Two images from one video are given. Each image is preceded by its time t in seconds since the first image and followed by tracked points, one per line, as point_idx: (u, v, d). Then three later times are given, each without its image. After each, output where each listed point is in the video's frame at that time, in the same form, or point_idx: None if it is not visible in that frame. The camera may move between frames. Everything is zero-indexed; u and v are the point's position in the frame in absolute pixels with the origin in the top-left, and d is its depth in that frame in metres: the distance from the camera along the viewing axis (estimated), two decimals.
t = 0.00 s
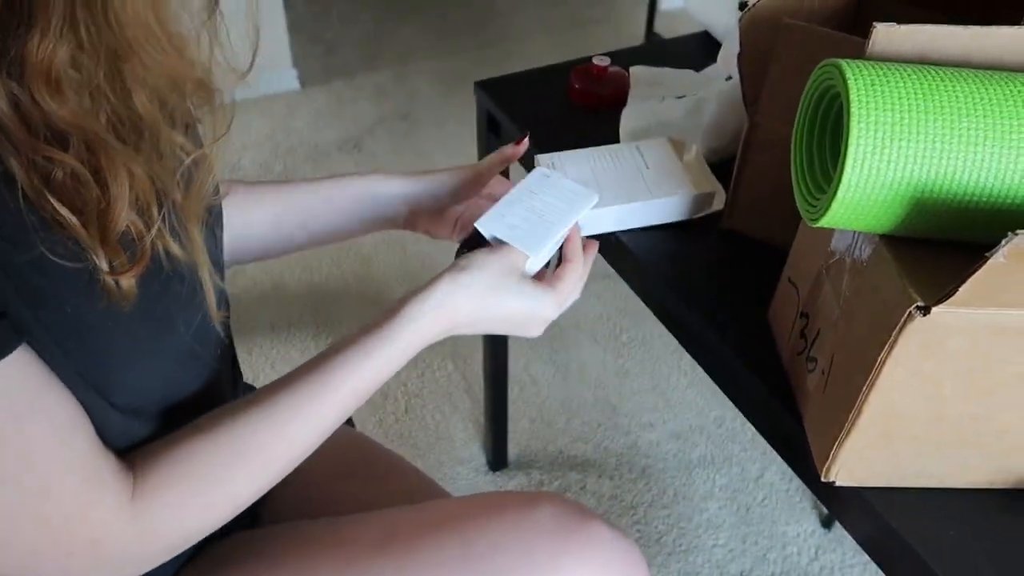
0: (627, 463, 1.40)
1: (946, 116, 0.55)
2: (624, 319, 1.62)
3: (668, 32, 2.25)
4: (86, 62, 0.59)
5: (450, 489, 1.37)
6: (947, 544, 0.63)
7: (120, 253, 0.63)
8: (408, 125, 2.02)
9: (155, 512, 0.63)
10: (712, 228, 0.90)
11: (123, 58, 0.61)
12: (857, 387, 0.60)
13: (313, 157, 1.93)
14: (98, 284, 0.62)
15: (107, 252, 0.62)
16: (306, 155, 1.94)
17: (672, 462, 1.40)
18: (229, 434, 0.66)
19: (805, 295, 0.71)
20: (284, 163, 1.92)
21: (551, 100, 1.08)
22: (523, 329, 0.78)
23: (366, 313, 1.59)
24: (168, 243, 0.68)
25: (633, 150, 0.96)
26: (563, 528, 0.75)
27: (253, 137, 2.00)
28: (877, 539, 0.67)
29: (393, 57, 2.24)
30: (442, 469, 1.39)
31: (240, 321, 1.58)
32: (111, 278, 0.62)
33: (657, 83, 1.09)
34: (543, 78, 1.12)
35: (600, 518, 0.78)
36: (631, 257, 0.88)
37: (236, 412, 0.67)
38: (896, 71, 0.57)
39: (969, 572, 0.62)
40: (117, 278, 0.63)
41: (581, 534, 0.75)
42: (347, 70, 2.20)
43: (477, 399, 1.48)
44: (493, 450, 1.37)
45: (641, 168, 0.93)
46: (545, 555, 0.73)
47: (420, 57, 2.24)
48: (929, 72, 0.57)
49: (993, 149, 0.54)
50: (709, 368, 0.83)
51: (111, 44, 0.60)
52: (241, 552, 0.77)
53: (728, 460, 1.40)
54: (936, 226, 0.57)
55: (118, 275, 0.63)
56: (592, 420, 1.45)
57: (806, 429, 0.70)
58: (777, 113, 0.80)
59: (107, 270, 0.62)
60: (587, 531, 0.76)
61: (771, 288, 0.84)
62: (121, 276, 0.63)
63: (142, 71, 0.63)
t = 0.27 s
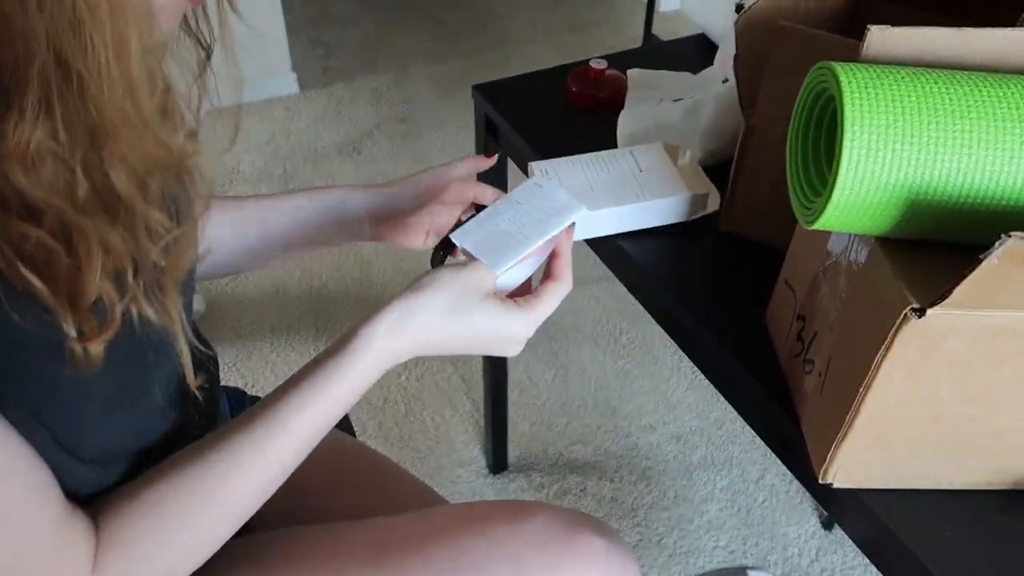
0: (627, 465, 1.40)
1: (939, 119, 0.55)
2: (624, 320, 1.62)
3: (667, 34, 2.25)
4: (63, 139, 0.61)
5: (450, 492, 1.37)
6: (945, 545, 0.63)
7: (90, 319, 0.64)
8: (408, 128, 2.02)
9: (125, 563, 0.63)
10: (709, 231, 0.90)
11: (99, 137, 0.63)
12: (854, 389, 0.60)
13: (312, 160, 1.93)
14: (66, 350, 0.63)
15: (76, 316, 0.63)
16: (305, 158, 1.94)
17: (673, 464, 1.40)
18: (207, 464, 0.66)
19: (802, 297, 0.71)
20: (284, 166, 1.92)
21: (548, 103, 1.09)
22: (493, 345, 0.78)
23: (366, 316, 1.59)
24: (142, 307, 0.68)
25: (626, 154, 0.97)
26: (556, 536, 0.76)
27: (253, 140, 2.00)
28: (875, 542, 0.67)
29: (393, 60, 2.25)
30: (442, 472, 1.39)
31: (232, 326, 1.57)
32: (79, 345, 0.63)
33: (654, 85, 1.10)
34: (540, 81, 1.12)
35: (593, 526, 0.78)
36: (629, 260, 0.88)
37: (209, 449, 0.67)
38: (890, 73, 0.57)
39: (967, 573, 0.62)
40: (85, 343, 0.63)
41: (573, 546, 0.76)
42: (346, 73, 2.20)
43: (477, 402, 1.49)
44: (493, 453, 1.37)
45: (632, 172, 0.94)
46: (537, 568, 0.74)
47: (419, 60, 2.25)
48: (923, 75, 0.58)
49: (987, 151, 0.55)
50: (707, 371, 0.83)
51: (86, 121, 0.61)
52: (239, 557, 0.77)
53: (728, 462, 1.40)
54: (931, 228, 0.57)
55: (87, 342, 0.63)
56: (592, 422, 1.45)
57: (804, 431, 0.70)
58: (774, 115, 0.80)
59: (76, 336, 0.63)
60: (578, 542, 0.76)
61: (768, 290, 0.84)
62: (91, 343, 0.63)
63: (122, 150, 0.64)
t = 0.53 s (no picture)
0: (628, 467, 1.39)
1: (939, 117, 0.55)
2: (624, 321, 1.62)
3: (665, 35, 2.26)
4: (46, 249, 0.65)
5: (451, 494, 1.37)
6: (947, 544, 0.63)
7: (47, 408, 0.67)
8: (407, 130, 2.02)
9: None
10: (709, 231, 0.90)
11: (78, 255, 0.66)
12: (855, 389, 0.60)
13: (312, 163, 1.93)
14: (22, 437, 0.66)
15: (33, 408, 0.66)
16: (305, 160, 1.94)
17: (674, 465, 1.39)
18: (170, 490, 0.71)
19: (803, 296, 0.71)
20: (284, 168, 1.92)
21: (548, 104, 1.09)
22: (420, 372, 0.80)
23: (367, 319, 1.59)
24: (107, 393, 0.71)
25: (627, 155, 0.97)
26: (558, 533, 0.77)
27: (253, 143, 2.01)
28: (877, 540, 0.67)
29: (393, 63, 2.25)
30: (443, 473, 1.39)
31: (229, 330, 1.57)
32: (34, 432, 0.66)
33: (654, 86, 1.10)
34: (540, 82, 1.12)
35: (586, 528, 0.78)
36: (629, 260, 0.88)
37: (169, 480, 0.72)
38: (890, 72, 0.57)
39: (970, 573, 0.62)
40: (42, 431, 0.66)
41: (564, 553, 0.76)
42: (346, 75, 2.21)
43: (477, 404, 1.48)
44: (494, 454, 1.37)
45: (631, 173, 0.94)
46: None
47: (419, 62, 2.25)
48: (923, 73, 0.58)
49: (987, 149, 0.55)
50: (708, 371, 0.83)
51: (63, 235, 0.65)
52: (241, 562, 0.77)
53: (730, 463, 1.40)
54: (931, 227, 0.57)
55: (43, 430, 0.66)
56: (593, 424, 1.45)
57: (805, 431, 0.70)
58: (774, 116, 0.80)
59: (33, 424, 0.66)
60: (571, 549, 0.76)
61: (769, 289, 0.84)
62: (46, 431, 0.66)
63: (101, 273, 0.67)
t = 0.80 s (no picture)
0: (634, 466, 1.39)
1: (952, 110, 0.55)
2: (629, 321, 1.62)
3: (670, 37, 2.25)
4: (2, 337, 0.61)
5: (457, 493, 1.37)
6: (958, 541, 0.63)
7: None
8: (412, 131, 2.02)
9: None
10: (717, 228, 0.90)
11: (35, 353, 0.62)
12: (867, 383, 0.60)
13: (317, 164, 1.93)
14: None
15: None
16: (310, 161, 1.94)
17: (680, 465, 1.39)
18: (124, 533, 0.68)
19: (813, 292, 0.71)
20: (289, 169, 1.92)
21: (554, 102, 1.08)
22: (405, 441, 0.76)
23: (371, 319, 1.58)
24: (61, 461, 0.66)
25: (636, 153, 0.97)
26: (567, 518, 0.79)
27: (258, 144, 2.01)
28: (887, 535, 0.67)
29: (397, 64, 2.25)
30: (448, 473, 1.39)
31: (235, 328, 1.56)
32: None
33: (661, 84, 1.09)
34: (547, 80, 1.12)
35: (586, 499, 0.82)
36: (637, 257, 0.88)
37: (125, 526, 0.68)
38: (902, 65, 0.57)
39: (981, 567, 0.62)
40: None
41: (568, 522, 0.78)
42: (351, 77, 2.21)
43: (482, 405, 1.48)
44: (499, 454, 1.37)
45: (641, 170, 0.94)
46: (535, 545, 0.77)
47: (423, 64, 2.25)
48: (935, 67, 0.57)
49: (1001, 142, 0.54)
50: (716, 367, 0.83)
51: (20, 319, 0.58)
52: (247, 552, 0.76)
53: (735, 463, 1.39)
54: (944, 220, 0.56)
55: None
56: (598, 424, 1.45)
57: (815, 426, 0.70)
58: (783, 113, 0.80)
59: None
60: (574, 517, 0.79)
61: (778, 286, 0.84)
62: None
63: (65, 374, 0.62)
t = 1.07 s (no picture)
0: (639, 458, 1.39)
1: (972, 95, 0.55)
2: (635, 312, 1.61)
3: (675, 28, 2.24)
4: None
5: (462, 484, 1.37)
6: (971, 529, 0.63)
7: None
8: (417, 122, 2.02)
9: None
10: (729, 217, 0.90)
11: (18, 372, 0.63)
12: (882, 371, 0.59)
13: (322, 155, 1.93)
14: None
15: None
16: (315, 152, 1.94)
17: (686, 456, 1.39)
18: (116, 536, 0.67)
19: (827, 280, 0.70)
20: (294, 160, 1.92)
21: (564, 91, 1.08)
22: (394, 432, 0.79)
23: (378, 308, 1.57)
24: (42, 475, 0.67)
25: (646, 142, 0.96)
26: (574, 506, 0.79)
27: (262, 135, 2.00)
28: (901, 523, 0.66)
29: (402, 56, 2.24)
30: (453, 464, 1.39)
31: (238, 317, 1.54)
32: None
33: (671, 73, 1.09)
34: (556, 69, 1.11)
35: (597, 492, 0.81)
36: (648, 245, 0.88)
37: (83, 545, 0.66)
38: (921, 50, 0.57)
39: (996, 556, 0.62)
40: None
41: (579, 514, 0.78)
42: (355, 68, 2.20)
43: (487, 395, 1.48)
44: (505, 444, 1.37)
45: (652, 159, 0.93)
46: (546, 536, 0.77)
47: (428, 56, 2.24)
48: (956, 51, 0.57)
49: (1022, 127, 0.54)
50: (728, 356, 0.83)
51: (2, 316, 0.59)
52: (259, 546, 0.77)
53: (741, 455, 1.39)
54: (962, 206, 0.56)
55: None
56: (604, 415, 1.44)
57: (828, 415, 0.70)
58: (796, 101, 0.79)
59: None
60: (585, 509, 0.79)
61: (789, 275, 0.83)
62: None
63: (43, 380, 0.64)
